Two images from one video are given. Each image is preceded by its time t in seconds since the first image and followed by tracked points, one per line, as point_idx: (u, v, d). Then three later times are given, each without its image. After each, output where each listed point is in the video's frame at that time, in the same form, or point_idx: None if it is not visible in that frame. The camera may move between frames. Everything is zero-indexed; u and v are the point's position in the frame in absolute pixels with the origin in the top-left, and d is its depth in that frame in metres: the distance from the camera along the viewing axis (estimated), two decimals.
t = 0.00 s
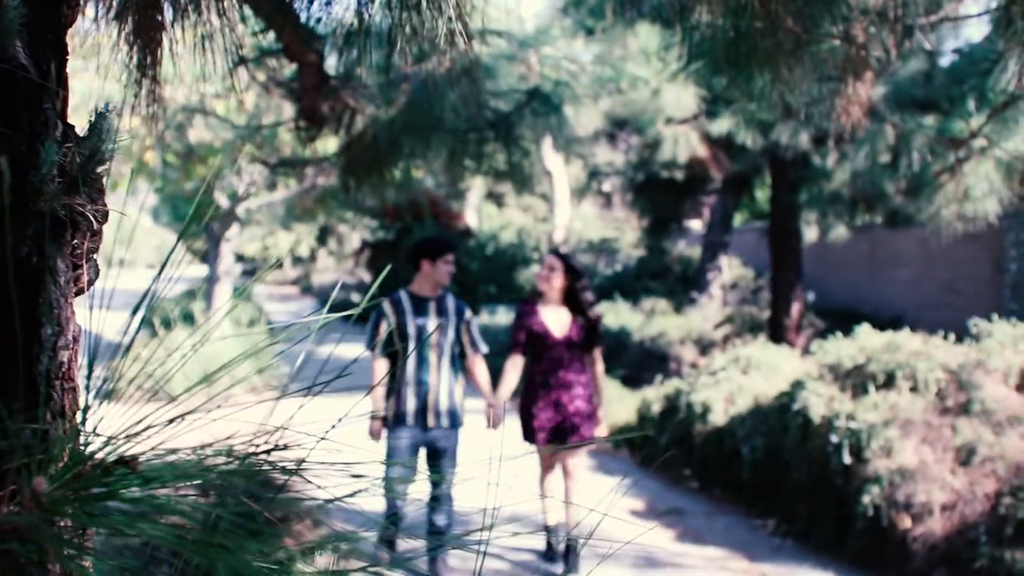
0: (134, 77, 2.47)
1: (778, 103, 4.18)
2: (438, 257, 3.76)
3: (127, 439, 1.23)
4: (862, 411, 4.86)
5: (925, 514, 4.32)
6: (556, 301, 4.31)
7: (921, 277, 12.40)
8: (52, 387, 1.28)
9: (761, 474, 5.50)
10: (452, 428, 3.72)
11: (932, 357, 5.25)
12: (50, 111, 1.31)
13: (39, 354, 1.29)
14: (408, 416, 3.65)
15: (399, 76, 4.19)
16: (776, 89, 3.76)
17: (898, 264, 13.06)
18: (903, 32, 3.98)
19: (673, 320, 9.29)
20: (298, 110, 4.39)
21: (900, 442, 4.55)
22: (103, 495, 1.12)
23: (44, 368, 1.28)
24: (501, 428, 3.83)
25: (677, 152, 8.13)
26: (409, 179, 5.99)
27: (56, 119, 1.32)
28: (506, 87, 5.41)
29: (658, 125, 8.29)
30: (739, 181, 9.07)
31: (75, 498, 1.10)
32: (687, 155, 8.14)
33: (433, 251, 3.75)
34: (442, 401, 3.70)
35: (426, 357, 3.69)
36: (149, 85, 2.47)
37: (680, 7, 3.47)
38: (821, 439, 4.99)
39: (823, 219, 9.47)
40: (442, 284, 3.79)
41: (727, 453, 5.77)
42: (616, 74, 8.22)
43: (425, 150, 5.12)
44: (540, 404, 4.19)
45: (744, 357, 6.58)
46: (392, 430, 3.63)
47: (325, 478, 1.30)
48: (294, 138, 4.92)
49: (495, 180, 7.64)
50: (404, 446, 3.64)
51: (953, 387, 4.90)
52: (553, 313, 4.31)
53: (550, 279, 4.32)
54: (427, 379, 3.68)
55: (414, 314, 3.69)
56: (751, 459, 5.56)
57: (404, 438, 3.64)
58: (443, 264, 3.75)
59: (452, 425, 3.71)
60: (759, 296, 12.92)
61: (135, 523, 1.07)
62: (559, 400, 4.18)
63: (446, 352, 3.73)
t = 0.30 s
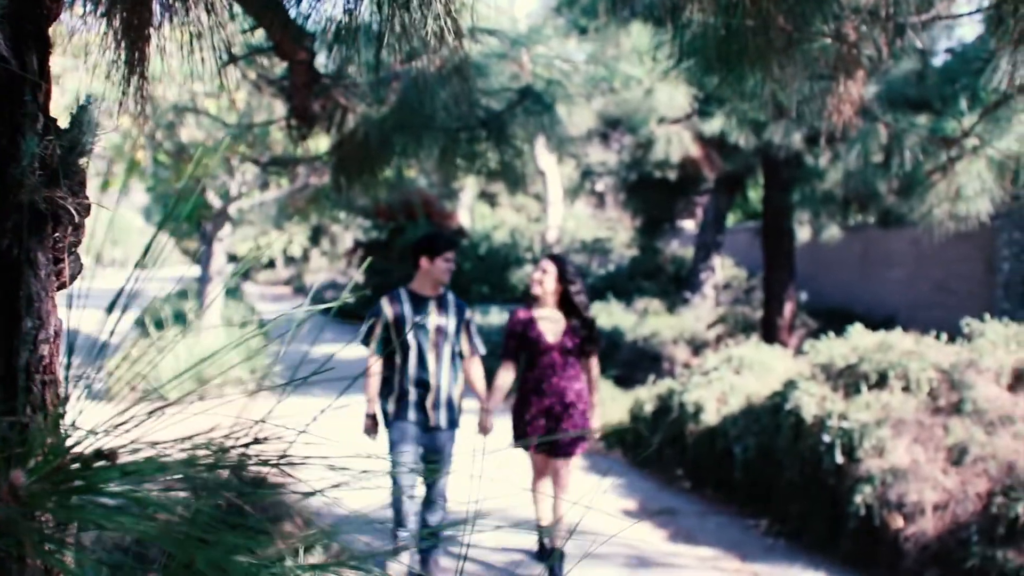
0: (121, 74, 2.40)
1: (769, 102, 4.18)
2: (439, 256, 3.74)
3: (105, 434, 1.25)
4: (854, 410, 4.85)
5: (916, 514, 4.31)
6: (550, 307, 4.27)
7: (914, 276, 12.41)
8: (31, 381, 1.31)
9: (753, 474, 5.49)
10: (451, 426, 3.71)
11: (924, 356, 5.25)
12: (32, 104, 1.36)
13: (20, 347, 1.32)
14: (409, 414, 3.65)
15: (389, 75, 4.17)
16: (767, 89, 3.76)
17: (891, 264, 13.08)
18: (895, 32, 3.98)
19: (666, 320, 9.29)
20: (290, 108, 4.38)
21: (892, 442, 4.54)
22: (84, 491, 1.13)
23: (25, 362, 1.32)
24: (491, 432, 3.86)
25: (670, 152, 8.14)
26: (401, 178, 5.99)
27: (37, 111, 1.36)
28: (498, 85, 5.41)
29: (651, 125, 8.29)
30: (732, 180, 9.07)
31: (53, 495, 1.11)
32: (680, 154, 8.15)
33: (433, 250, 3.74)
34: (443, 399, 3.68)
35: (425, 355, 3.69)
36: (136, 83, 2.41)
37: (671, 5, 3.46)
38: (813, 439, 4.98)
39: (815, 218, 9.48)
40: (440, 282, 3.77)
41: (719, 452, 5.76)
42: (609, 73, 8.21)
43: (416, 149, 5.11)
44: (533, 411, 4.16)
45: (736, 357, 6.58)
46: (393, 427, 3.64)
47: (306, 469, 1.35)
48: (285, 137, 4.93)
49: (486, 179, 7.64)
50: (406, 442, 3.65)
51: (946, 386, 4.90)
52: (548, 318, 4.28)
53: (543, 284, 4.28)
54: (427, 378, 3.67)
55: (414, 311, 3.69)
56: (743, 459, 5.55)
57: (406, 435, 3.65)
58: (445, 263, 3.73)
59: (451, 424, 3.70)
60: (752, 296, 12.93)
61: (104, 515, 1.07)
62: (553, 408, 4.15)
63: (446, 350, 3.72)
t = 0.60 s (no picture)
0: (106, 69, 2.38)
1: (760, 101, 4.18)
2: (432, 256, 3.72)
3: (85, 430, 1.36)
4: (845, 409, 4.85)
5: (907, 513, 4.30)
6: (544, 307, 4.26)
7: (905, 276, 12.44)
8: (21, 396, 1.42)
9: (745, 474, 5.49)
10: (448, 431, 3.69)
11: (915, 355, 5.26)
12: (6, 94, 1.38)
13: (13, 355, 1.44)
14: (407, 419, 3.64)
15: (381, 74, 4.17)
16: (756, 88, 3.77)
17: (883, 264, 13.10)
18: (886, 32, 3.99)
19: (657, 320, 9.31)
20: (281, 107, 4.38)
21: (883, 441, 4.54)
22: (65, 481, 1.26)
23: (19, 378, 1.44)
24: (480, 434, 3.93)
25: (662, 151, 8.16)
26: (392, 177, 6.00)
27: (15, 102, 1.38)
28: (490, 85, 5.42)
29: (643, 125, 8.31)
30: (724, 180, 9.09)
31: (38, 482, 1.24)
32: (672, 154, 8.15)
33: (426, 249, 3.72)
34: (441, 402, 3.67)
35: (420, 359, 3.69)
36: (121, 78, 2.39)
37: (661, 4, 3.47)
38: (804, 439, 4.97)
39: (807, 218, 9.49)
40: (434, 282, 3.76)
41: (711, 452, 5.78)
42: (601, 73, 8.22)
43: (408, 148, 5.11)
44: (527, 413, 4.16)
45: (728, 357, 6.59)
46: (392, 434, 3.64)
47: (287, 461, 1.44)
48: (277, 136, 4.93)
49: (478, 179, 7.65)
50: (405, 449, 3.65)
51: (937, 386, 4.91)
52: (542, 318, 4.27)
53: (537, 284, 4.27)
54: (422, 382, 3.67)
55: (409, 313, 3.68)
56: (734, 458, 5.55)
57: (405, 441, 3.64)
58: (438, 263, 3.71)
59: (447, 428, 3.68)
60: (744, 297, 12.96)
61: (87, 505, 1.20)
62: (547, 409, 4.15)
63: (440, 353, 3.71)
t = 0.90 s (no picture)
0: (94, 63, 2.35)
1: (752, 99, 4.18)
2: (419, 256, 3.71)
3: (66, 414, 1.44)
4: (837, 408, 4.85)
5: (900, 511, 4.29)
6: (539, 303, 4.26)
7: (898, 276, 12.45)
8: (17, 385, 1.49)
9: (737, 473, 5.49)
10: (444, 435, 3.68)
11: (907, 354, 5.27)
12: None
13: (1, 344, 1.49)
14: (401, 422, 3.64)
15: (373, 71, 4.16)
16: (747, 85, 3.77)
17: (876, 264, 13.11)
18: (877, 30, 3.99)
19: (650, 320, 9.32)
20: (273, 104, 4.38)
21: (875, 440, 4.54)
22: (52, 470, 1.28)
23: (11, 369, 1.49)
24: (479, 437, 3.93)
25: (655, 150, 8.18)
26: (384, 175, 6.00)
27: None
28: (483, 82, 5.43)
29: (635, 123, 8.32)
30: (717, 178, 9.10)
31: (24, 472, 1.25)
32: (665, 152, 8.15)
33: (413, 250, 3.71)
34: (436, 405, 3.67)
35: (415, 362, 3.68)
36: (109, 72, 2.36)
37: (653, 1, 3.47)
38: (796, 437, 4.97)
39: (799, 217, 9.51)
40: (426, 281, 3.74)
41: (703, 451, 5.78)
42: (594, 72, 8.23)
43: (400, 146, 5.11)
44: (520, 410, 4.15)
45: (720, 355, 6.59)
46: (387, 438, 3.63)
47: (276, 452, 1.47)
48: (268, 133, 4.93)
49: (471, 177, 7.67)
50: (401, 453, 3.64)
51: (929, 383, 4.91)
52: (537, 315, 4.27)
53: (531, 281, 4.27)
54: (417, 385, 3.66)
55: (402, 316, 3.68)
56: (727, 457, 5.55)
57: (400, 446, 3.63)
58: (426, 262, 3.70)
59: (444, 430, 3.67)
60: (736, 296, 12.98)
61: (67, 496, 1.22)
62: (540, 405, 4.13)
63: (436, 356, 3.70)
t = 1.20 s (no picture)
0: (79, 61, 2.32)
1: (741, 98, 4.18)
2: (406, 254, 3.70)
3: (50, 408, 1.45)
4: (827, 408, 4.85)
5: (889, 511, 4.28)
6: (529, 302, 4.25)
7: (888, 277, 12.47)
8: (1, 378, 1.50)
9: (727, 474, 5.49)
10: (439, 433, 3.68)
11: (897, 353, 5.27)
12: None
13: None
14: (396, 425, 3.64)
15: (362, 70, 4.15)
16: (736, 84, 3.77)
17: (866, 265, 13.13)
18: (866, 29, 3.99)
19: (641, 320, 9.33)
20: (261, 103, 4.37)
21: (865, 440, 4.54)
22: (34, 461, 1.33)
23: None
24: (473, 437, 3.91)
25: (645, 150, 8.18)
26: (373, 175, 6.00)
27: None
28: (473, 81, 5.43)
29: (626, 124, 8.32)
30: (707, 178, 9.11)
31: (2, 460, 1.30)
32: (655, 153, 8.15)
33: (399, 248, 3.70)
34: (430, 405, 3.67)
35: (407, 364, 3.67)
36: (95, 70, 2.33)
37: None
38: (786, 438, 4.97)
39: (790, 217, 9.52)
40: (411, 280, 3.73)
41: (694, 452, 5.78)
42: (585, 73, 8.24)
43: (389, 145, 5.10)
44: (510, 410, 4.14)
45: (710, 355, 6.59)
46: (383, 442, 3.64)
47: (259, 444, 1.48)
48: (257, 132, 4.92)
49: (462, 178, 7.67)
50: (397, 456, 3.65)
51: (919, 383, 4.91)
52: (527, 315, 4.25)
53: (521, 280, 4.26)
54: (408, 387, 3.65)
55: (391, 318, 3.66)
56: (717, 457, 5.55)
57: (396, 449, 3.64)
58: (412, 260, 3.69)
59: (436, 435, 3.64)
60: (727, 297, 13.00)
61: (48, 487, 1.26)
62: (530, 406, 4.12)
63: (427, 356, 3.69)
